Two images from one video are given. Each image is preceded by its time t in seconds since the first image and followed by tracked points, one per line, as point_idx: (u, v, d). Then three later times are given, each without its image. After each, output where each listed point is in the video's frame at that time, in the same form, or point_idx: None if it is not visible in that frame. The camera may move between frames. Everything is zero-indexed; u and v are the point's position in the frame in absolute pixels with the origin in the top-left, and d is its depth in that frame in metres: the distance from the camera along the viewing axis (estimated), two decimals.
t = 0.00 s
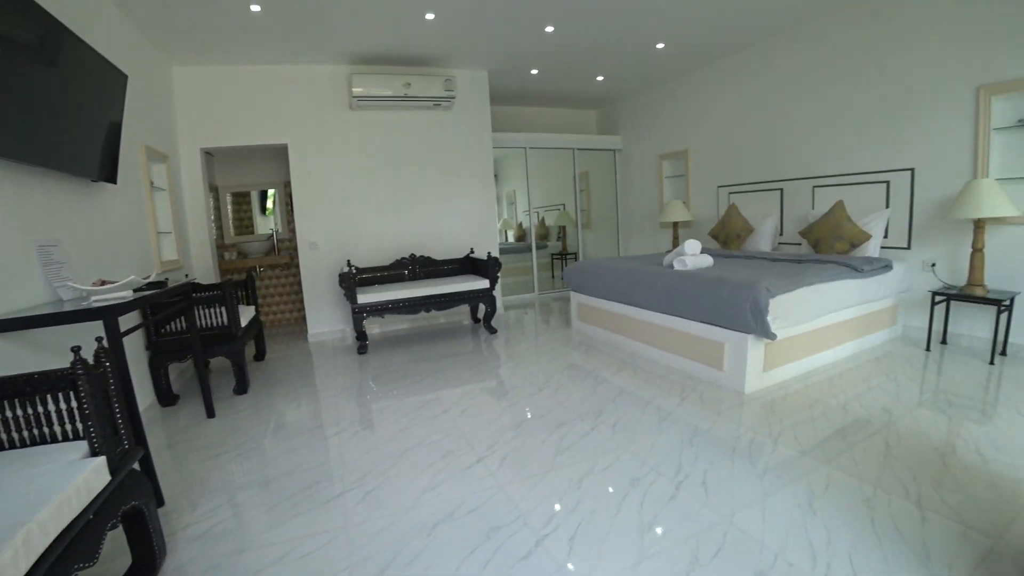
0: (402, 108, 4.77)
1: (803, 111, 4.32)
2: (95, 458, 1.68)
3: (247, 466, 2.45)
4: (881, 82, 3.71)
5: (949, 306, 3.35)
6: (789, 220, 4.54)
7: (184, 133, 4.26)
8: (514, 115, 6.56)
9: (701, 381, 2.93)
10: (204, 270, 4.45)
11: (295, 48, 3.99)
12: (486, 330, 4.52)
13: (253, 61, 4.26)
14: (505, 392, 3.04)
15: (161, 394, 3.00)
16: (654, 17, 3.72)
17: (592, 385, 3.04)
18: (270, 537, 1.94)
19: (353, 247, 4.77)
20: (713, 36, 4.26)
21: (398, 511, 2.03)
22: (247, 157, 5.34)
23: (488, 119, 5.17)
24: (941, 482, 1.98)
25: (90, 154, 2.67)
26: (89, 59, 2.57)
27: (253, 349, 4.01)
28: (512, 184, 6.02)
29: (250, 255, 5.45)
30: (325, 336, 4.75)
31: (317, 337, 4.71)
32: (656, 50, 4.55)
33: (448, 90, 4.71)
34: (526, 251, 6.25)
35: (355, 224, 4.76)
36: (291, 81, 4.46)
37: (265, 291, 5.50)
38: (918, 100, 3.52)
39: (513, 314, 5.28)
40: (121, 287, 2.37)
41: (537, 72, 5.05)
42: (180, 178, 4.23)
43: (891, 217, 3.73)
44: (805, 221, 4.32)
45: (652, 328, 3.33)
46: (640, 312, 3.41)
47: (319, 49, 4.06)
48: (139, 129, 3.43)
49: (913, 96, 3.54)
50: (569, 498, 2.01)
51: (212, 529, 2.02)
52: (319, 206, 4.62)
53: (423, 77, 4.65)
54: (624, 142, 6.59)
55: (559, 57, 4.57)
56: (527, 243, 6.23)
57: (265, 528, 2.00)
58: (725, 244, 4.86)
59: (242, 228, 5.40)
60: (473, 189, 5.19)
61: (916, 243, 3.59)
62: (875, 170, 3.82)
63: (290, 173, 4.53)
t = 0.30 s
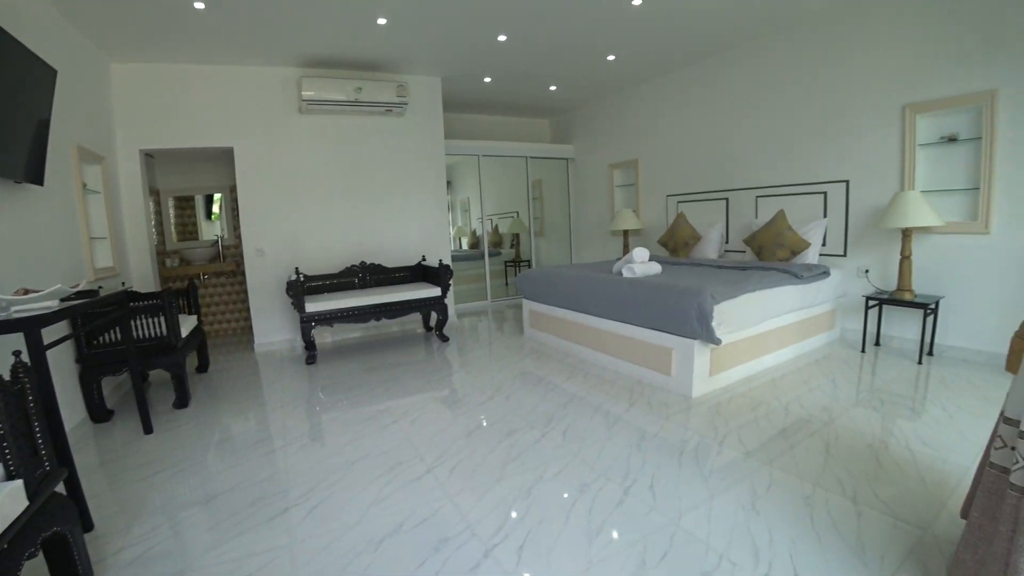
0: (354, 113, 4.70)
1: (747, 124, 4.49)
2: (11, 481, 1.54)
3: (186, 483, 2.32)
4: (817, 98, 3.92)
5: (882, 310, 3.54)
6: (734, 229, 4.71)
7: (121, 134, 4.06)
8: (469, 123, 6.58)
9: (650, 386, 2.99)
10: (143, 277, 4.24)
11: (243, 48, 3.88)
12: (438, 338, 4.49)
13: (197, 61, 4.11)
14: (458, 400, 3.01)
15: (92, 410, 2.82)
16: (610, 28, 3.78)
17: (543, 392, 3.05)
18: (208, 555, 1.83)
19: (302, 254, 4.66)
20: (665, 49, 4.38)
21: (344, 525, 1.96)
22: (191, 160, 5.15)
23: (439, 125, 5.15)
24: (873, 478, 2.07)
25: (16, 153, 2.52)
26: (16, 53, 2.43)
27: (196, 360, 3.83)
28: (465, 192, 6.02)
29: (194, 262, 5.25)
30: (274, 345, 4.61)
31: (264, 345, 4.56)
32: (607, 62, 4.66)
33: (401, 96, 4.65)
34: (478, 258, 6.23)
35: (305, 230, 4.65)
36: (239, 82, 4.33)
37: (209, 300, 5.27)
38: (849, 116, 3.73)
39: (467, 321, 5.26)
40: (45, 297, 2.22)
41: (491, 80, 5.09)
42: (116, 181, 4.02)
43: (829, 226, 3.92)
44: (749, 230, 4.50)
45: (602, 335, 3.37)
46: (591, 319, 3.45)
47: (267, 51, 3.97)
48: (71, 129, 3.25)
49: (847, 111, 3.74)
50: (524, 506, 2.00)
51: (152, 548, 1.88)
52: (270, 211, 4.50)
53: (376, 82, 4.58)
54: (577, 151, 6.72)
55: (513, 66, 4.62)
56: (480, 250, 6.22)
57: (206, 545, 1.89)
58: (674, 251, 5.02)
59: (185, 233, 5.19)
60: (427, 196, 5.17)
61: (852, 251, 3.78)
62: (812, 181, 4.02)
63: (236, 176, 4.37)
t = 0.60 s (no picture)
0: (306, 118, 4.62)
1: (697, 134, 4.62)
2: None
3: (129, 504, 2.18)
4: (760, 109, 4.09)
5: (825, 312, 3.70)
6: (685, 235, 4.84)
7: (55, 135, 3.84)
8: (426, 130, 6.56)
9: (604, 391, 3.03)
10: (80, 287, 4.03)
11: (191, 49, 3.76)
12: (393, 347, 4.43)
13: (140, 60, 3.95)
14: (414, 410, 2.97)
15: (23, 427, 2.69)
16: (569, 37, 3.83)
17: (499, 399, 3.05)
18: None
19: (252, 262, 4.52)
20: (621, 59, 4.47)
21: (294, 542, 1.89)
22: (134, 163, 4.94)
23: (394, 131, 5.12)
24: (816, 475, 2.15)
25: None
26: None
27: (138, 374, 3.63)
28: (422, 199, 6.00)
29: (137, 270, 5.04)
30: (224, 357, 4.46)
31: (212, 357, 4.40)
32: (561, 71, 4.73)
33: (354, 101, 4.60)
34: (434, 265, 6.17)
35: (256, 237, 4.52)
36: (186, 84, 4.19)
37: (152, 309, 5.07)
38: (789, 128, 3.91)
39: (425, 329, 5.22)
40: None
41: (446, 87, 5.09)
42: (50, 184, 3.80)
43: (775, 232, 4.07)
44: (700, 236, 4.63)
45: (558, 342, 3.39)
46: (545, 326, 3.48)
47: (216, 52, 3.86)
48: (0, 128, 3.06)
49: (789, 122, 3.91)
50: (484, 514, 1.98)
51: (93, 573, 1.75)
52: (221, 217, 4.36)
53: (329, 87, 4.52)
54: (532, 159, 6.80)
55: (470, 74, 4.64)
56: (437, 257, 6.18)
57: (147, 568, 1.78)
58: (628, 257, 5.09)
59: (127, 240, 4.97)
60: (382, 202, 5.12)
61: (796, 256, 3.95)
62: (757, 190, 4.18)
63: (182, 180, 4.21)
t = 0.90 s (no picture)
0: (263, 121, 4.53)
1: (656, 143, 4.73)
2: None
3: (73, 525, 2.05)
4: (715, 120, 4.22)
5: (779, 316, 3.84)
6: (645, 242, 4.93)
7: None
8: (389, 135, 6.51)
9: (565, 396, 3.06)
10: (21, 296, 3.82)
11: (143, 48, 3.64)
12: (353, 355, 4.37)
13: (87, 58, 3.79)
14: (376, 420, 2.93)
15: None
16: (536, 46, 3.86)
17: (461, 407, 3.05)
18: None
19: (207, 269, 4.39)
20: (585, 69, 4.53)
21: (249, 558, 1.82)
22: (81, 167, 4.73)
23: (355, 136, 5.09)
24: (772, 474, 2.22)
25: None
26: None
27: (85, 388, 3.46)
28: (383, 206, 5.92)
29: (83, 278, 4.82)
30: (178, 367, 4.31)
31: (165, 368, 4.25)
32: (524, 80, 4.78)
33: (314, 106, 4.57)
34: (393, 272, 6.08)
35: (212, 243, 4.40)
36: (138, 84, 4.05)
37: (101, 319, 4.86)
38: (742, 138, 4.05)
39: (388, 337, 5.17)
40: None
41: (408, 93, 5.07)
42: None
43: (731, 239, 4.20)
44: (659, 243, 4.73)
45: (519, 348, 3.40)
46: (507, 332, 3.49)
47: (169, 52, 3.75)
48: None
49: (743, 133, 4.04)
50: (451, 524, 1.97)
51: None
52: (176, 224, 4.23)
53: (287, 91, 4.46)
54: (495, 166, 6.87)
55: (433, 81, 4.64)
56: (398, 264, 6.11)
57: None
58: (589, 263, 5.14)
59: (73, 246, 4.76)
60: (343, 208, 5.08)
61: (752, 262, 4.07)
62: (713, 197, 4.30)
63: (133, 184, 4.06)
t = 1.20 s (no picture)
0: (229, 123, 4.45)
1: (624, 150, 4.80)
2: None
3: (22, 541, 1.95)
4: (680, 128, 4.32)
5: (744, 320, 3.96)
6: (614, 247, 5.00)
7: None
8: (358, 139, 6.44)
9: (533, 402, 3.09)
10: None
11: (103, 44, 3.53)
12: (321, 361, 4.31)
13: (42, 53, 3.65)
14: (344, 427, 2.89)
15: None
16: (511, 51, 3.88)
17: (429, 412, 3.04)
18: None
19: (169, 273, 4.27)
20: (557, 75, 4.58)
21: (209, 569, 1.76)
22: (33, 167, 4.58)
23: (324, 139, 5.04)
24: (736, 475, 2.28)
25: None
26: None
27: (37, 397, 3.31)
28: (353, 210, 5.86)
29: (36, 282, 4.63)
30: (138, 375, 4.17)
31: (124, 375, 4.10)
32: (494, 85, 4.81)
33: (281, 108, 4.52)
34: (363, 278, 6.02)
35: (175, 247, 4.29)
36: (97, 82, 3.93)
37: (54, 325, 4.67)
38: (706, 147, 4.16)
39: (357, 342, 5.12)
40: None
41: (378, 97, 5.04)
42: None
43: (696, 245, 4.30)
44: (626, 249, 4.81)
45: (488, 354, 3.41)
46: (475, 338, 3.50)
47: (130, 50, 3.65)
48: None
49: (709, 141, 4.14)
50: (420, 530, 1.94)
51: None
52: (137, 226, 4.11)
53: (254, 92, 4.40)
54: (464, 172, 6.89)
55: (404, 85, 4.63)
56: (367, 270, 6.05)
57: None
58: (558, 268, 5.17)
59: (25, 249, 4.57)
60: (311, 212, 5.02)
61: (717, 268, 4.18)
62: (679, 204, 4.40)
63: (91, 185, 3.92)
